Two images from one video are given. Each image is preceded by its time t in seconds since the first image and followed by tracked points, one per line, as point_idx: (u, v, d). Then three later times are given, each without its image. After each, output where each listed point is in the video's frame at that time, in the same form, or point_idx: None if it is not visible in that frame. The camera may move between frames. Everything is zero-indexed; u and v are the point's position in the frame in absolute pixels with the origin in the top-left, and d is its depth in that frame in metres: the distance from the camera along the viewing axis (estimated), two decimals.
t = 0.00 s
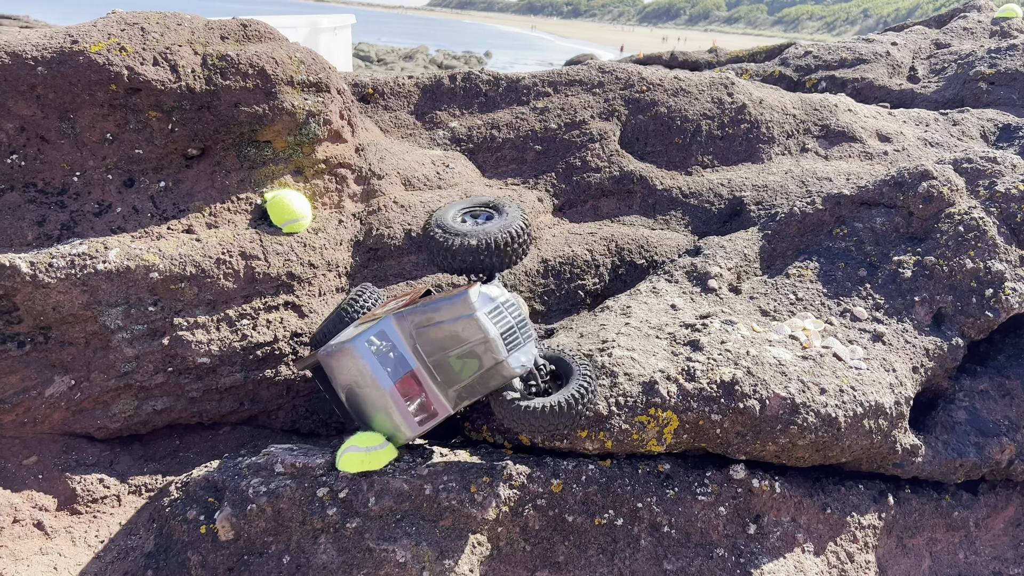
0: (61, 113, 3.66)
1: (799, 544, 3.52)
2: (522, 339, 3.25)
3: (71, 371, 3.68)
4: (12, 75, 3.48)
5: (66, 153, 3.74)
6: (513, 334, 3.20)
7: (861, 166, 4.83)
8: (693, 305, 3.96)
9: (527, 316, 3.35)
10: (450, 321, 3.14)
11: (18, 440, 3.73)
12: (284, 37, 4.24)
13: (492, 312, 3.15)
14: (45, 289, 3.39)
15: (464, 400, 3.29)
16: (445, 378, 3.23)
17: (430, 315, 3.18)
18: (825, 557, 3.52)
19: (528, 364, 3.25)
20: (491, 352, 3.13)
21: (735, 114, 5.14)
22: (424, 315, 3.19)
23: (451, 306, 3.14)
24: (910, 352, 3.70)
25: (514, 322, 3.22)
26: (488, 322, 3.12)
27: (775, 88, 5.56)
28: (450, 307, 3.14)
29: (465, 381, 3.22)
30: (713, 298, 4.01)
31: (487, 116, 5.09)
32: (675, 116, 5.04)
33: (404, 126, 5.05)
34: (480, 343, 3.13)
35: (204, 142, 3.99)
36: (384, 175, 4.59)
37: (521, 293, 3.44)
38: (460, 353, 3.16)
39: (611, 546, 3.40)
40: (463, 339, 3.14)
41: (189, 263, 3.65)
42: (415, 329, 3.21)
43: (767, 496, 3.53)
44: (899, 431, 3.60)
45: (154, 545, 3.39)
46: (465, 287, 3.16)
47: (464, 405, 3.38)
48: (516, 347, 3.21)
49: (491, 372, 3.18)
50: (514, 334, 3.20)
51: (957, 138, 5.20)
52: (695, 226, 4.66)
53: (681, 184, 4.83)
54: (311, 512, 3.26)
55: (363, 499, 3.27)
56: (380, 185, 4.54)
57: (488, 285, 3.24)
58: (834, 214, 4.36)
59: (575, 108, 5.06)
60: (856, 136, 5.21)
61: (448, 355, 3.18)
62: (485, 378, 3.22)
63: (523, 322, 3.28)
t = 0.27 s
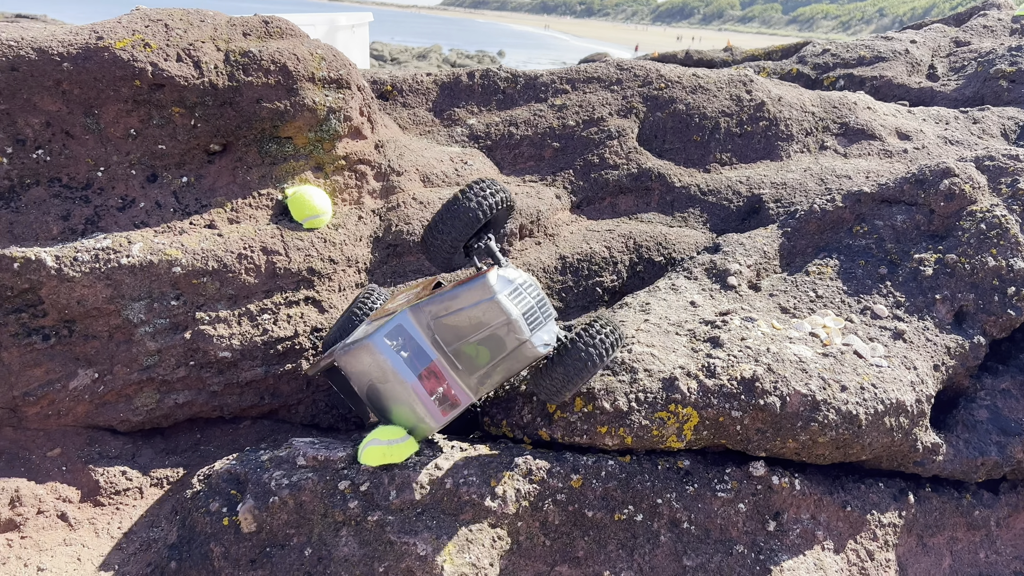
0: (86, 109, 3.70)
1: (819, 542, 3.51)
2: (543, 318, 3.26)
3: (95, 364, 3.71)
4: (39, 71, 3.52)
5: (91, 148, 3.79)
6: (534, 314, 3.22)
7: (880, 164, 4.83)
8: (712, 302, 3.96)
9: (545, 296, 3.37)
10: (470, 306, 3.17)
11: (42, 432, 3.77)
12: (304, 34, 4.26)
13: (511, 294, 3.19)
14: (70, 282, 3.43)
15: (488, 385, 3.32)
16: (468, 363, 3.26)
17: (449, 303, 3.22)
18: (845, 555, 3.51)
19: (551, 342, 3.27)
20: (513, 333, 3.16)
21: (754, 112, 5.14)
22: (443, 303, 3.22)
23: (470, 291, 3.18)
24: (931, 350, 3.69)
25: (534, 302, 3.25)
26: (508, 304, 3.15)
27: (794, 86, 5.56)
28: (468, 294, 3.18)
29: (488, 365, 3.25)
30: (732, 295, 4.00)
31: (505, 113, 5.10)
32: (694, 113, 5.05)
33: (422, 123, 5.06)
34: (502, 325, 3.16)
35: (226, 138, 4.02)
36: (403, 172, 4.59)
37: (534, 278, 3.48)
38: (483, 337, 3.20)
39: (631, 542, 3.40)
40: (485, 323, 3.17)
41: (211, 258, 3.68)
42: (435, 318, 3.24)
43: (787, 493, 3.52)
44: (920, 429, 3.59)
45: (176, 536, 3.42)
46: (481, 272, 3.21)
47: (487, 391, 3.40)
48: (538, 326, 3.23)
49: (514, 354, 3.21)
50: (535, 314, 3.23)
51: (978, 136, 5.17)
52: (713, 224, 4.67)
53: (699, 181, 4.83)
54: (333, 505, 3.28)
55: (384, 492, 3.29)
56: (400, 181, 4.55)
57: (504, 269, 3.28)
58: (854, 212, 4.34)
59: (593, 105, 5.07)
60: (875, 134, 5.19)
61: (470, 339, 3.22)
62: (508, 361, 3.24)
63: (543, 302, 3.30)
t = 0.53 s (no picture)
0: (109, 112, 3.74)
1: (835, 546, 3.51)
2: (568, 344, 3.23)
3: (117, 365, 3.73)
4: (63, 75, 3.57)
5: (114, 151, 3.83)
6: (560, 340, 3.21)
7: (898, 167, 4.87)
8: (729, 305, 3.97)
9: (574, 322, 3.37)
10: (498, 323, 3.19)
11: (64, 431, 3.81)
12: (323, 37, 4.29)
13: (539, 316, 3.20)
14: (92, 284, 3.46)
15: (504, 401, 3.31)
16: (488, 379, 3.27)
17: (479, 315, 3.25)
18: (862, 559, 3.52)
19: (574, 369, 3.20)
20: (537, 355, 3.16)
21: (770, 114, 5.18)
22: (473, 314, 3.26)
23: (500, 307, 3.21)
24: (949, 354, 3.68)
25: (561, 327, 3.25)
26: (536, 326, 3.17)
27: (810, 88, 5.58)
28: (498, 310, 3.21)
29: (507, 383, 3.25)
30: (749, 298, 4.01)
31: (521, 115, 5.13)
32: (710, 115, 5.08)
33: (438, 125, 5.09)
34: (526, 347, 3.16)
35: (246, 141, 4.05)
36: (420, 174, 4.64)
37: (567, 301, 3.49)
38: (505, 355, 3.21)
39: (647, 544, 3.42)
40: (509, 341, 3.19)
41: (231, 260, 3.72)
42: (462, 328, 3.28)
43: (804, 497, 3.52)
44: (937, 433, 3.58)
45: (198, 535, 3.46)
46: (515, 290, 3.24)
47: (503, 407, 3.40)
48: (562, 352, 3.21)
49: (535, 376, 3.20)
50: (560, 340, 3.22)
51: (996, 139, 5.21)
52: (729, 226, 4.71)
53: (715, 184, 4.88)
54: (352, 505, 3.31)
55: (403, 493, 3.32)
56: (416, 184, 4.60)
57: (537, 291, 3.31)
58: (872, 215, 4.33)
59: (609, 107, 5.10)
60: (892, 137, 5.25)
61: (494, 355, 3.23)
62: (528, 383, 3.24)
63: (571, 329, 3.29)
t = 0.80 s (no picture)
0: (135, 116, 3.81)
1: (852, 548, 3.53)
2: (586, 346, 3.30)
3: (141, 365, 3.80)
4: (91, 80, 3.64)
5: (139, 154, 3.90)
6: (577, 341, 3.27)
7: (915, 169, 4.90)
8: (746, 307, 3.99)
9: (590, 324, 3.42)
10: (515, 326, 3.24)
11: (91, 430, 3.89)
12: (343, 41, 4.34)
13: (556, 319, 3.25)
14: (119, 285, 3.53)
15: (521, 404, 3.35)
16: (506, 381, 3.31)
17: (496, 318, 3.29)
18: (878, 561, 3.54)
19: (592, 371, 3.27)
20: (554, 358, 3.21)
21: (787, 117, 5.22)
22: (490, 317, 3.30)
23: (518, 310, 3.25)
24: (966, 357, 3.69)
25: (578, 330, 3.30)
26: (553, 329, 3.21)
27: (826, 91, 5.63)
28: (515, 313, 3.25)
29: (525, 385, 3.30)
30: (766, 301, 4.03)
31: (539, 117, 5.19)
32: (726, 117, 5.13)
33: (456, 128, 5.15)
34: (544, 349, 3.21)
35: (268, 145, 4.11)
36: (439, 177, 4.69)
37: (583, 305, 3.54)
38: (522, 358, 3.25)
39: (665, 545, 3.45)
40: (527, 344, 3.23)
41: (254, 262, 3.78)
42: (480, 331, 3.32)
43: (821, 499, 3.55)
44: (955, 436, 3.59)
45: (222, 533, 3.52)
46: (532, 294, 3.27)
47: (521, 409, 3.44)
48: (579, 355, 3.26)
49: (552, 379, 3.24)
50: (577, 343, 3.26)
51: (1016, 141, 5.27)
52: (746, 228, 4.73)
53: (732, 186, 4.91)
54: (373, 505, 3.37)
55: (423, 493, 3.37)
56: (435, 187, 4.65)
57: (553, 293, 3.35)
58: (889, 218, 4.34)
59: (626, 110, 5.16)
60: (910, 139, 5.27)
61: (512, 358, 3.27)
62: (545, 385, 3.28)
63: (586, 332, 3.35)
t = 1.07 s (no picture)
0: (159, 119, 3.91)
1: (862, 545, 3.57)
2: (597, 350, 3.34)
3: (165, 361, 3.90)
4: (117, 84, 3.75)
5: (163, 156, 4.01)
6: (589, 346, 3.30)
7: (930, 169, 4.92)
8: (758, 307, 4.02)
9: (602, 328, 3.45)
10: (528, 329, 3.27)
11: (116, 424, 4.00)
12: (362, 44, 4.42)
13: (568, 324, 3.27)
14: (143, 284, 3.63)
15: (534, 404, 3.41)
16: (519, 382, 3.36)
17: (510, 321, 3.33)
18: (888, 559, 3.57)
19: (602, 375, 3.33)
20: (565, 362, 3.24)
21: (801, 117, 5.25)
22: (504, 319, 3.34)
23: (530, 314, 3.28)
24: (978, 357, 3.73)
25: (590, 334, 3.33)
26: (565, 334, 3.24)
27: (841, 91, 5.66)
28: (528, 316, 3.28)
29: (537, 387, 3.35)
30: (778, 301, 4.07)
31: (554, 119, 5.26)
32: (740, 118, 5.18)
33: (473, 129, 5.24)
34: (556, 353, 3.24)
35: (288, 146, 4.20)
36: (455, 178, 4.77)
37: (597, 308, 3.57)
38: (535, 360, 3.29)
39: (676, 541, 3.50)
40: (539, 347, 3.27)
41: (274, 261, 3.87)
42: (494, 331, 3.37)
43: (831, 497, 3.58)
44: (966, 436, 3.61)
45: (242, 525, 3.62)
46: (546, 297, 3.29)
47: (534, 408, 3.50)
48: (590, 359, 3.29)
49: (563, 382, 3.29)
50: (589, 347, 3.29)
51: None
52: (759, 228, 4.77)
53: (746, 186, 4.95)
54: (390, 499, 3.45)
55: (439, 488, 3.45)
56: (451, 187, 4.73)
57: (567, 298, 3.36)
58: (902, 218, 4.36)
59: (640, 111, 5.22)
60: (925, 139, 5.29)
61: (524, 360, 3.32)
62: (557, 387, 3.33)
63: (598, 336, 3.37)
